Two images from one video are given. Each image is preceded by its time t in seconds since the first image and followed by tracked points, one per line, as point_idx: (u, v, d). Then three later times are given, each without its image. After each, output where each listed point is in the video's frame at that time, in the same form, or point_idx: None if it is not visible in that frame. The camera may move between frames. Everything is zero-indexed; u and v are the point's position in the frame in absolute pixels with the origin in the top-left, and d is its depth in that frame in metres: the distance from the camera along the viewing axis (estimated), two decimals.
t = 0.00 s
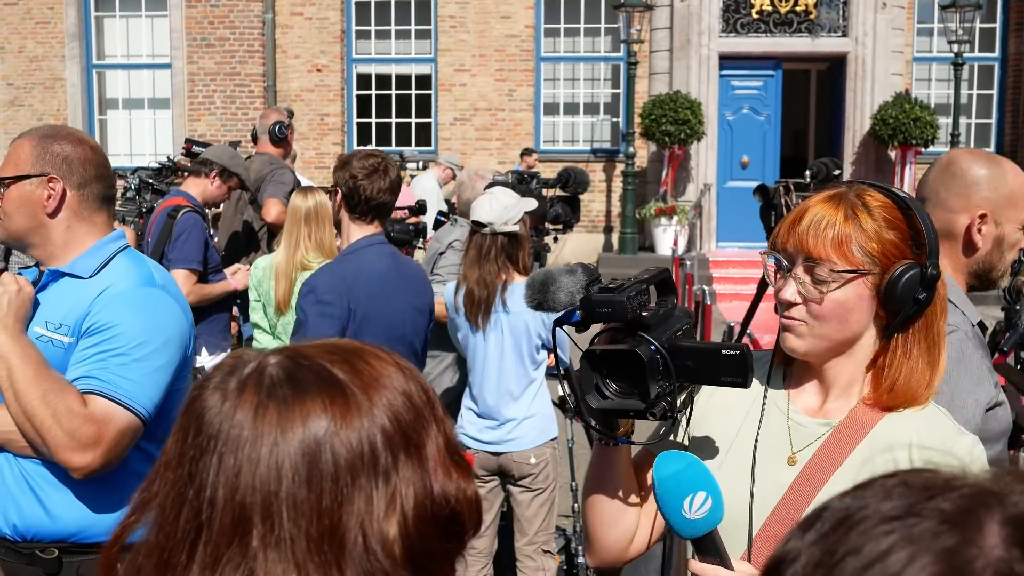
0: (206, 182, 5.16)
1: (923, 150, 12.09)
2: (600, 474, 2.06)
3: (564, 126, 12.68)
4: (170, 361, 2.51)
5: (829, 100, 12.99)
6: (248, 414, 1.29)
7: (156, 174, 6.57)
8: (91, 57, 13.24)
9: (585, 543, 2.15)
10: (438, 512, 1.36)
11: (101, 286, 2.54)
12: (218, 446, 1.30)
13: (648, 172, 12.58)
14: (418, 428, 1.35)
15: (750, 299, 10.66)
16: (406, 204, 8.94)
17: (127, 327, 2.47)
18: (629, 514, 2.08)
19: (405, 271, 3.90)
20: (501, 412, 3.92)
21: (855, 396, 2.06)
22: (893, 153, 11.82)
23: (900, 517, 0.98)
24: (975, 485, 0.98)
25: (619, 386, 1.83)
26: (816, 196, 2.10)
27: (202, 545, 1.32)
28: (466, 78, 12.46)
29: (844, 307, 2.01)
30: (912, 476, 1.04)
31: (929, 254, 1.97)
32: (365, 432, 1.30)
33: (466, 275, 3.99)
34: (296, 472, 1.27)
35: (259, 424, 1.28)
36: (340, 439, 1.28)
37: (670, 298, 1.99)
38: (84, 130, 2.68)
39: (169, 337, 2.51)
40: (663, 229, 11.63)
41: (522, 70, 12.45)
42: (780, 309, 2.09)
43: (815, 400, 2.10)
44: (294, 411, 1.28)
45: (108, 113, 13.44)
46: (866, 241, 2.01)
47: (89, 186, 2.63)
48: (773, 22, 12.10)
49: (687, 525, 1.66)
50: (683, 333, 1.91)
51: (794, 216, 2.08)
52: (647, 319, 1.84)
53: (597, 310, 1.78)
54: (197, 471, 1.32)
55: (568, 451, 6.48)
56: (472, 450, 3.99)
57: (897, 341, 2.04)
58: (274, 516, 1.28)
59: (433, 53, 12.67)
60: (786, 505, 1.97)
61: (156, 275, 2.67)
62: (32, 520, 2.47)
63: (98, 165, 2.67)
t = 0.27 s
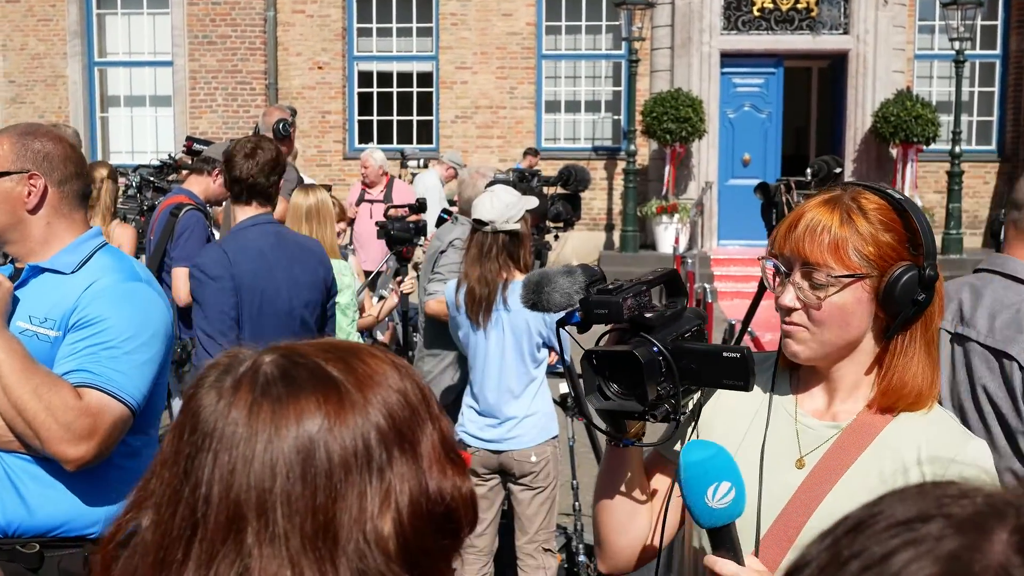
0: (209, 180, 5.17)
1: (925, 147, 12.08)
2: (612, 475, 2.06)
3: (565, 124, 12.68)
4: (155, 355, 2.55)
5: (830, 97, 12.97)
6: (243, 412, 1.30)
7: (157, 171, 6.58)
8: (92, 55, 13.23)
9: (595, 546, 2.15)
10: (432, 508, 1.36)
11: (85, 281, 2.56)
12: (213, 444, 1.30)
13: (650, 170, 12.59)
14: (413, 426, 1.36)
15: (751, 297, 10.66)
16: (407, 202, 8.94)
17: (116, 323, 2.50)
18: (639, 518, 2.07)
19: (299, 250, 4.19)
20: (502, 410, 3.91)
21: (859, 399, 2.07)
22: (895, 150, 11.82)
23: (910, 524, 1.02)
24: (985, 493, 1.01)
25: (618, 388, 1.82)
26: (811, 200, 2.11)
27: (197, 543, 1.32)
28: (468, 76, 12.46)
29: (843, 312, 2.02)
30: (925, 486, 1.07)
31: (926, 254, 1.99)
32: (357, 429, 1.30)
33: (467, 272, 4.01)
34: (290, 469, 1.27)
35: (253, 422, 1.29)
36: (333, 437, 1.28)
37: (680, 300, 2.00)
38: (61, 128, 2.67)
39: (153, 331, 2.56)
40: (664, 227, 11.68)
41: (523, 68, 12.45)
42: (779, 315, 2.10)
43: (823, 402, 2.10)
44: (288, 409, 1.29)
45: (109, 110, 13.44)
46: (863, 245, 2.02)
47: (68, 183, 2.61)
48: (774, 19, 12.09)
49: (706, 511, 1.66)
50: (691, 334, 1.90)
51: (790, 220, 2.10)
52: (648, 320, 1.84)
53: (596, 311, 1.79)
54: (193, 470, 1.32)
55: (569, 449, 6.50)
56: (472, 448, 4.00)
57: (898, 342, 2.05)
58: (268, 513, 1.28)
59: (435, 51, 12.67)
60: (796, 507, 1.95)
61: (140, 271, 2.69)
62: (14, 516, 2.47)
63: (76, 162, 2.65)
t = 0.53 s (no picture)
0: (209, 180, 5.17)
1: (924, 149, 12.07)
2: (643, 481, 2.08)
3: (565, 125, 12.67)
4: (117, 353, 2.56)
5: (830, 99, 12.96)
6: (238, 410, 1.30)
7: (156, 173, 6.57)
8: (91, 55, 13.23)
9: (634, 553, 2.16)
10: (428, 508, 1.35)
11: (50, 281, 2.55)
12: (207, 442, 1.31)
13: (649, 171, 12.60)
14: (410, 426, 1.36)
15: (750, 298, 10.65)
16: (406, 202, 8.93)
17: (79, 322, 2.51)
18: (676, 523, 2.08)
19: (201, 257, 3.89)
20: (501, 411, 3.92)
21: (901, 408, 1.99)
22: (894, 152, 11.81)
23: (912, 513, 1.00)
24: (980, 485, 1.00)
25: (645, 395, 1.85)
26: (843, 206, 2.01)
27: (192, 540, 1.32)
28: (468, 76, 12.46)
29: (880, 321, 1.92)
30: (928, 479, 1.06)
31: (962, 253, 1.85)
32: (353, 428, 1.30)
33: (466, 273, 4.01)
34: (284, 467, 1.27)
35: (248, 419, 1.29)
36: (327, 436, 1.29)
37: (719, 304, 1.98)
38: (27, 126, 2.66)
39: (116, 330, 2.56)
40: (664, 228, 11.67)
41: (523, 68, 12.45)
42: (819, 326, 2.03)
43: (864, 408, 2.03)
44: (283, 408, 1.29)
45: (108, 111, 13.44)
46: (894, 252, 1.91)
47: (35, 183, 2.62)
48: (775, 21, 12.10)
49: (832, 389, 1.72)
50: (728, 340, 1.92)
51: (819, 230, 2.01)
52: (681, 325, 1.87)
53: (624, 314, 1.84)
54: (189, 466, 1.32)
55: (569, 451, 6.47)
56: (472, 449, 3.99)
57: (943, 347, 1.94)
58: (262, 510, 1.28)
59: (435, 52, 12.67)
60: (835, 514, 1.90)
61: (106, 270, 2.68)
62: None
63: (43, 161, 2.65)
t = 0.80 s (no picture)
0: (182, 177, 5.13)
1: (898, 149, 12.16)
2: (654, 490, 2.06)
3: (543, 123, 12.68)
4: (52, 354, 2.53)
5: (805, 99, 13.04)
6: (207, 403, 1.30)
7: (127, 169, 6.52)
8: (63, 50, 13.09)
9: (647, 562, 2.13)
10: (397, 507, 1.33)
11: None
12: (176, 433, 1.30)
13: (626, 170, 12.64)
14: (382, 423, 1.34)
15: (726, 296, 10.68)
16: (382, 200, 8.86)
17: (14, 321, 2.47)
18: (690, 530, 2.05)
19: (80, 236, 3.81)
20: (476, 409, 3.91)
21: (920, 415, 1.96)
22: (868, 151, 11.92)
23: (843, 486, 1.02)
24: (907, 462, 1.04)
25: (654, 405, 1.86)
26: (853, 220, 1.96)
27: (158, 532, 1.31)
28: (445, 73, 12.44)
29: (903, 334, 1.88)
30: (856, 458, 1.09)
31: (980, 259, 1.82)
32: (320, 423, 1.29)
33: (444, 271, 3.99)
34: (250, 460, 1.26)
35: (217, 412, 1.29)
36: (292, 430, 1.27)
37: (735, 314, 2.02)
38: None
39: (52, 330, 2.54)
40: (641, 225, 11.74)
41: (500, 66, 12.45)
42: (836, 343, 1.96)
43: (878, 412, 2.01)
44: (251, 401, 1.28)
45: (80, 106, 13.30)
46: (910, 262, 1.87)
47: None
48: (751, 20, 12.17)
49: (861, 317, 1.81)
50: (744, 352, 1.92)
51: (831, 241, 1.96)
52: (697, 336, 1.88)
53: (637, 322, 1.85)
54: (156, 460, 1.32)
55: (544, 449, 6.47)
56: (447, 447, 3.98)
57: (961, 354, 1.91)
58: (226, 502, 1.27)
59: (412, 49, 12.63)
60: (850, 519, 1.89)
61: (41, 267, 2.62)
62: None
63: None
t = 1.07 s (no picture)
0: (102, 167, 4.99)
1: (824, 141, 12.44)
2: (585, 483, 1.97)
3: (475, 114, 12.64)
4: None
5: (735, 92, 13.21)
6: (129, 393, 1.27)
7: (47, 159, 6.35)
8: None
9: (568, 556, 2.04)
10: (321, 497, 1.31)
11: None
12: (94, 424, 1.27)
13: (558, 161, 12.71)
14: (308, 414, 1.32)
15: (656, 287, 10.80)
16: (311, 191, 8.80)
17: None
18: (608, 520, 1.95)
19: None
20: (407, 400, 3.89)
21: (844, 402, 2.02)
22: (795, 143, 12.15)
23: (730, 462, 1.01)
24: (795, 437, 1.03)
25: (596, 398, 1.83)
26: (794, 204, 2.02)
27: (73, 525, 1.27)
28: (376, 63, 12.33)
29: (837, 319, 1.94)
30: (743, 436, 1.08)
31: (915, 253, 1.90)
32: (245, 412, 1.27)
33: (371, 262, 3.95)
34: (172, 450, 1.24)
35: (138, 402, 1.26)
36: (214, 419, 1.25)
37: (671, 306, 2.05)
38: None
39: None
40: (572, 216, 11.76)
41: (432, 56, 12.38)
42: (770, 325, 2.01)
43: (805, 396, 2.06)
44: (175, 391, 1.26)
45: None
46: (849, 249, 1.93)
47: None
48: (682, 13, 12.28)
49: (803, 313, 1.78)
50: (678, 344, 1.94)
51: (770, 226, 2.00)
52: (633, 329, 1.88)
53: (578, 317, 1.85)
54: (74, 450, 1.29)
55: (475, 441, 6.46)
56: (377, 441, 3.96)
57: (891, 341, 1.97)
58: (146, 494, 1.24)
59: (342, 38, 12.47)
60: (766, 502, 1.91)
61: None
62: None
63: None
